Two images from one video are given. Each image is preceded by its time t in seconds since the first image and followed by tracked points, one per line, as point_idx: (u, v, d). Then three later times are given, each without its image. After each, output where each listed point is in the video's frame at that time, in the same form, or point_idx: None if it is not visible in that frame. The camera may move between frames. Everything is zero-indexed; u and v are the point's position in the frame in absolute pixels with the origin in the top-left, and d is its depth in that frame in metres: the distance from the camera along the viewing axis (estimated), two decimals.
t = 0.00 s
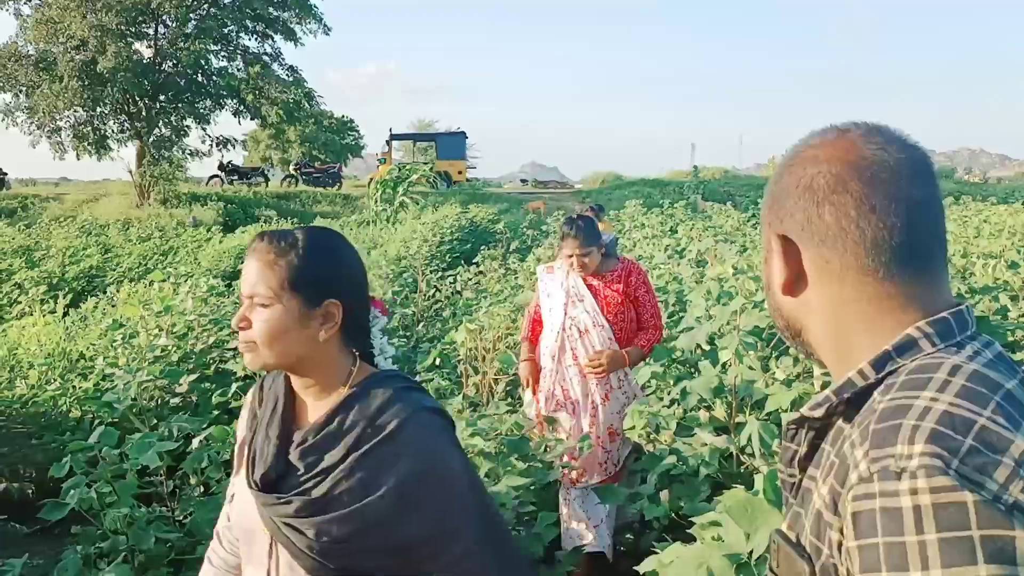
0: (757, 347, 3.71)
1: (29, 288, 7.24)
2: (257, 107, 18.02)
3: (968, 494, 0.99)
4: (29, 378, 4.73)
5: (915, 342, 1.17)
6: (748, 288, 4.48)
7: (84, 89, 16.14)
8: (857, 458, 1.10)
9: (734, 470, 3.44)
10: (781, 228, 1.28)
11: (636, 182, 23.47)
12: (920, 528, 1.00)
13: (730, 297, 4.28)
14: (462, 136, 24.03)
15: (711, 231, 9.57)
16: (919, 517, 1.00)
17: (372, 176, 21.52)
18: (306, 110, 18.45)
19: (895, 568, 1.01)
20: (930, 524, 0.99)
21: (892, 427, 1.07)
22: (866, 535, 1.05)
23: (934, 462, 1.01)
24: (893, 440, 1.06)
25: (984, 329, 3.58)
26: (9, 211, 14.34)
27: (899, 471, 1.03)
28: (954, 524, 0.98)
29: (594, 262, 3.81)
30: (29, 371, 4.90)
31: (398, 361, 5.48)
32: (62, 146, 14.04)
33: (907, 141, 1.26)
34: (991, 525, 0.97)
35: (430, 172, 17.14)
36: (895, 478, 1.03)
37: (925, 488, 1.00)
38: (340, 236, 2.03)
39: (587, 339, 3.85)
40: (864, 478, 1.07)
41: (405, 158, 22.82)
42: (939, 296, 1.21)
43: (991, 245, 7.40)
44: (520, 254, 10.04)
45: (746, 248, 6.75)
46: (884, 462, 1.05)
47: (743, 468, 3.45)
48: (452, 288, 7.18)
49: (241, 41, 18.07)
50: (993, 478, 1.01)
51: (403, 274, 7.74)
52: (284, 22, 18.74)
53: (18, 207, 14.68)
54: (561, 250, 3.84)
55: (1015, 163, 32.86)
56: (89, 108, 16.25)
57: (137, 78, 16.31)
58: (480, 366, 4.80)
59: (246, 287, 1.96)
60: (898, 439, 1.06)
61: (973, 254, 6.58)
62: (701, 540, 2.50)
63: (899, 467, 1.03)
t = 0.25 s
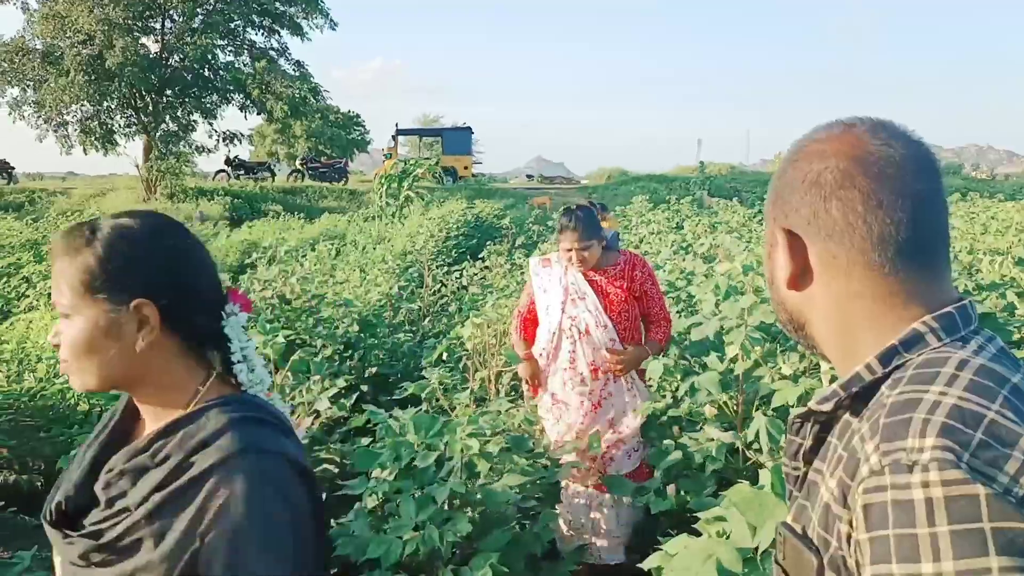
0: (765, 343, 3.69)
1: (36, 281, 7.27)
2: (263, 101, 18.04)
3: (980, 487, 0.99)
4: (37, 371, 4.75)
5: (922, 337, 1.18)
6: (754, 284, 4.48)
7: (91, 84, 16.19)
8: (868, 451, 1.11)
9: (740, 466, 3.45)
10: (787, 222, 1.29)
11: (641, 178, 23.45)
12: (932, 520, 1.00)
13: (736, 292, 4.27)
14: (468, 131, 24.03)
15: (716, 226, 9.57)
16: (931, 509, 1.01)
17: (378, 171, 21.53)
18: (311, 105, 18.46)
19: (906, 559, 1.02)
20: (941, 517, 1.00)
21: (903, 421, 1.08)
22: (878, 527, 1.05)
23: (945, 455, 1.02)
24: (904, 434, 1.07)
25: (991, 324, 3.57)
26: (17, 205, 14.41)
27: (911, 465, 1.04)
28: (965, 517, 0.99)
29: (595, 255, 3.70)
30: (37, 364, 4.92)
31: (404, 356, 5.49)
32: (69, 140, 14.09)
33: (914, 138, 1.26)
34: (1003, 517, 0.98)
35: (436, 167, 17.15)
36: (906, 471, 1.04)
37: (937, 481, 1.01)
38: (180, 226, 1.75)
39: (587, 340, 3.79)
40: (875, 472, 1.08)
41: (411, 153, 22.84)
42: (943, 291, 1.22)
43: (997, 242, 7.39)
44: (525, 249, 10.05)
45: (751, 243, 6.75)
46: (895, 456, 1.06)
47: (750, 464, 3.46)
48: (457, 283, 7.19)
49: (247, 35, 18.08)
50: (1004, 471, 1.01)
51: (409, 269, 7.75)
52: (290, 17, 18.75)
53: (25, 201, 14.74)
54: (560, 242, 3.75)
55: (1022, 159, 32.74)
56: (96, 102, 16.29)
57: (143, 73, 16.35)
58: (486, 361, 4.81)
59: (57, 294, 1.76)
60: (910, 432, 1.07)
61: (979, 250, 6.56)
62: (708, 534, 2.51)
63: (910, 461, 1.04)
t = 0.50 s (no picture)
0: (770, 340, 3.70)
1: (46, 276, 7.30)
2: (270, 98, 18.07)
3: (978, 479, 1.00)
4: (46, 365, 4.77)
5: (923, 332, 1.18)
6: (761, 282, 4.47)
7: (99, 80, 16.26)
8: (868, 444, 1.12)
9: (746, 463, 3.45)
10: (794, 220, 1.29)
11: (649, 176, 23.41)
12: (930, 511, 1.01)
13: (742, 290, 4.27)
14: (474, 128, 24.02)
15: (723, 224, 9.55)
16: (929, 500, 1.01)
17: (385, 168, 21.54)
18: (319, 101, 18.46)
19: (904, 550, 1.02)
20: (939, 508, 1.00)
21: (903, 414, 1.09)
22: (878, 518, 1.06)
23: (944, 447, 1.02)
24: (904, 427, 1.07)
25: (998, 322, 3.56)
26: (26, 201, 14.48)
27: (910, 457, 1.04)
28: (962, 508, 0.99)
29: (604, 259, 3.63)
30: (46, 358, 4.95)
31: (410, 352, 5.49)
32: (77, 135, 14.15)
33: (920, 136, 1.26)
34: (1001, 509, 0.98)
35: (442, 164, 17.15)
36: (906, 463, 1.04)
37: (936, 473, 1.01)
38: None
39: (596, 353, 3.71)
40: (876, 464, 1.09)
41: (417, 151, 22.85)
42: (948, 287, 1.22)
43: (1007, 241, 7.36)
44: (532, 246, 10.05)
45: (759, 241, 6.74)
46: (895, 448, 1.07)
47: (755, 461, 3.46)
48: (464, 280, 7.20)
49: (255, 32, 18.12)
50: (1003, 463, 1.02)
51: (416, 265, 7.75)
52: (298, 14, 18.74)
53: (33, 197, 14.81)
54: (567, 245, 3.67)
55: None
56: (103, 98, 16.34)
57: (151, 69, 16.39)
58: (492, 358, 4.82)
59: None
60: (909, 426, 1.07)
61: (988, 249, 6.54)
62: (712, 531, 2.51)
63: (910, 453, 1.05)
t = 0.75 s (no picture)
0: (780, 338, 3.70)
1: (57, 271, 7.35)
2: (280, 94, 18.10)
3: (992, 475, 1.00)
4: (58, 360, 4.80)
5: (936, 330, 1.19)
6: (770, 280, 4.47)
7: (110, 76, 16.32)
8: (882, 440, 1.12)
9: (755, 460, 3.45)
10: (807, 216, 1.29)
11: (657, 172, 23.39)
12: (944, 508, 1.01)
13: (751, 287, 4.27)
14: (483, 124, 24.02)
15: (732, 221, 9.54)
16: (943, 497, 1.02)
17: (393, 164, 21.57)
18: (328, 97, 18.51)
19: (918, 546, 1.03)
20: (954, 504, 1.01)
21: (916, 411, 1.09)
22: (891, 514, 1.07)
23: (958, 444, 1.03)
24: (918, 424, 1.08)
25: (1008, 321, 3.56)
26: (37, 196, 14.55)
27: (925, 454, 1.05)
28: (977, 504, 1.00)
29: (616, 254, 3.38)
30: (57, 353, 4.97)
31: (419, 348, 5.51)
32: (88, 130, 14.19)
33: (933, 134, 1.26)
34: (1015, 506, 0.99)
35: (451, 160, 17.17)
36: (920, 460, 1.05)
37: (950, 469, 1.02)
38: None
39: (607, 358, 3.42)
40: (889, 461, 1.09)
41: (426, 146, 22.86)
42: (959, 284, 1.22)
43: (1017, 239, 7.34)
44: (540, 243, 10.05)
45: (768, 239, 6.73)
46: (909, 445, 1.07)
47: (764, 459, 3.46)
48: (473, 277, 7.21)
49: (265, 28, 18.15)
50: (1017, 460, 1.02)
51: (424, 262, 7.77)
52: (307, 10, 18.79)
53: (45, 192, 14.89)
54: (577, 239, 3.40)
55: None
56: (114, 94, 16.40)
57: (161, 64, 16.43)
58: (501, 354, 4.82)
59: None
60: (923, 423, 1.08)
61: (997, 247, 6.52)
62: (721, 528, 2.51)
63: (924, 449, 1.05)
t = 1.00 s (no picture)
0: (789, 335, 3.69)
1: (67, 268, 7.39)
2: (289, 91, 18.13)
3: (1009, 474, 1.00)
4: (68, 355, 4.82)
5: (952, 328, 1.18)
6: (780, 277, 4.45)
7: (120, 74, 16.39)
8: (898, 437, 1.11)
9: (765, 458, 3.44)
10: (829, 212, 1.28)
11: (667, 170, 23.34)
12: (960, 506, 1.01)
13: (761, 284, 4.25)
14: (492, 121, 24.01)
15: (741, 218, 9.51)
16: (959, 495, 1.01)
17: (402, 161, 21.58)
18: (337, 94, 18.53)
19: (933, 544, 1.03)
20: (970, 502, 1.01)
21: (932, 408, 1.09)
22: (907, 512, 1.06)
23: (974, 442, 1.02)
24: (934, 422, 1.08)
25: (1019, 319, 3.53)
26: (48, 192, 14.63)
27: (940, 452, 1.05)
28: (993, 503, 1.00)
29: (619, 258, 3.02)
30: (68, 349, 5.00)
31: (427, 344, 5.51)
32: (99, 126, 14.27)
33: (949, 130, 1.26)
34: None
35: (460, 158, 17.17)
36: (936, 458, 1.04)
37: (966, 468, 1.01)
38: None
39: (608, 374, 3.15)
40: (904, 458, 1.09)
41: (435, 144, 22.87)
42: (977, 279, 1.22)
43: None
44: (549, 240, 10.05)
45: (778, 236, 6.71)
46: (924, 443, 1.07)
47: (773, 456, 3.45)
48: (481, 274, 7.21)
49: (274, 26, 18.19)
50: None
51: (433, 259, 7.77)
52: (317, 7, 18.80)
53: (56, 188, 14.98)
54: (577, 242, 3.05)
55: None
56: (124, 91, 16.47)
57: (171, 62, 16.49)
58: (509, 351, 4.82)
59: None
60: (939, 420, 1.07)
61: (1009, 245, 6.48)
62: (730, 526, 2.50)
63: (939, 448, 1.05)
